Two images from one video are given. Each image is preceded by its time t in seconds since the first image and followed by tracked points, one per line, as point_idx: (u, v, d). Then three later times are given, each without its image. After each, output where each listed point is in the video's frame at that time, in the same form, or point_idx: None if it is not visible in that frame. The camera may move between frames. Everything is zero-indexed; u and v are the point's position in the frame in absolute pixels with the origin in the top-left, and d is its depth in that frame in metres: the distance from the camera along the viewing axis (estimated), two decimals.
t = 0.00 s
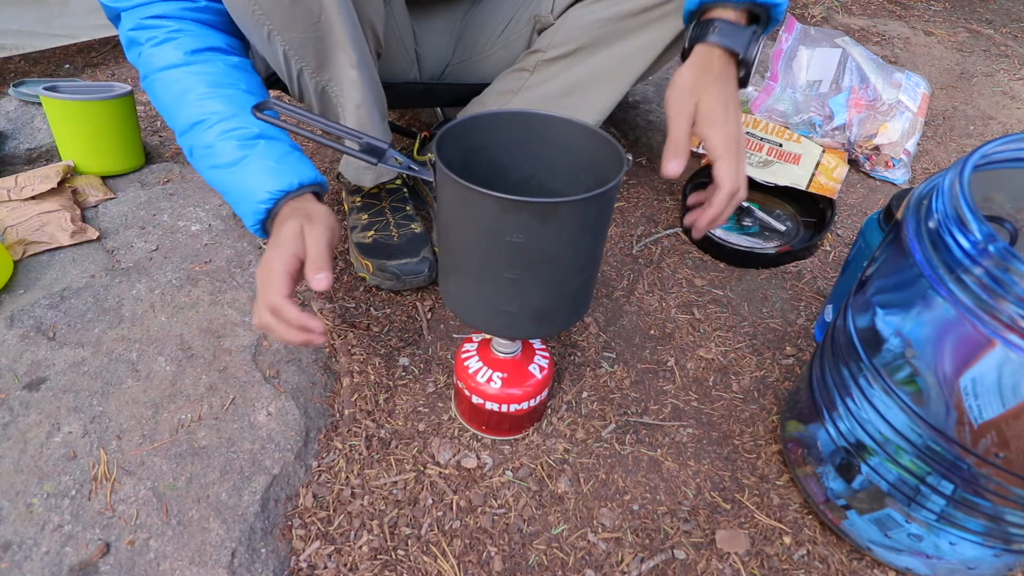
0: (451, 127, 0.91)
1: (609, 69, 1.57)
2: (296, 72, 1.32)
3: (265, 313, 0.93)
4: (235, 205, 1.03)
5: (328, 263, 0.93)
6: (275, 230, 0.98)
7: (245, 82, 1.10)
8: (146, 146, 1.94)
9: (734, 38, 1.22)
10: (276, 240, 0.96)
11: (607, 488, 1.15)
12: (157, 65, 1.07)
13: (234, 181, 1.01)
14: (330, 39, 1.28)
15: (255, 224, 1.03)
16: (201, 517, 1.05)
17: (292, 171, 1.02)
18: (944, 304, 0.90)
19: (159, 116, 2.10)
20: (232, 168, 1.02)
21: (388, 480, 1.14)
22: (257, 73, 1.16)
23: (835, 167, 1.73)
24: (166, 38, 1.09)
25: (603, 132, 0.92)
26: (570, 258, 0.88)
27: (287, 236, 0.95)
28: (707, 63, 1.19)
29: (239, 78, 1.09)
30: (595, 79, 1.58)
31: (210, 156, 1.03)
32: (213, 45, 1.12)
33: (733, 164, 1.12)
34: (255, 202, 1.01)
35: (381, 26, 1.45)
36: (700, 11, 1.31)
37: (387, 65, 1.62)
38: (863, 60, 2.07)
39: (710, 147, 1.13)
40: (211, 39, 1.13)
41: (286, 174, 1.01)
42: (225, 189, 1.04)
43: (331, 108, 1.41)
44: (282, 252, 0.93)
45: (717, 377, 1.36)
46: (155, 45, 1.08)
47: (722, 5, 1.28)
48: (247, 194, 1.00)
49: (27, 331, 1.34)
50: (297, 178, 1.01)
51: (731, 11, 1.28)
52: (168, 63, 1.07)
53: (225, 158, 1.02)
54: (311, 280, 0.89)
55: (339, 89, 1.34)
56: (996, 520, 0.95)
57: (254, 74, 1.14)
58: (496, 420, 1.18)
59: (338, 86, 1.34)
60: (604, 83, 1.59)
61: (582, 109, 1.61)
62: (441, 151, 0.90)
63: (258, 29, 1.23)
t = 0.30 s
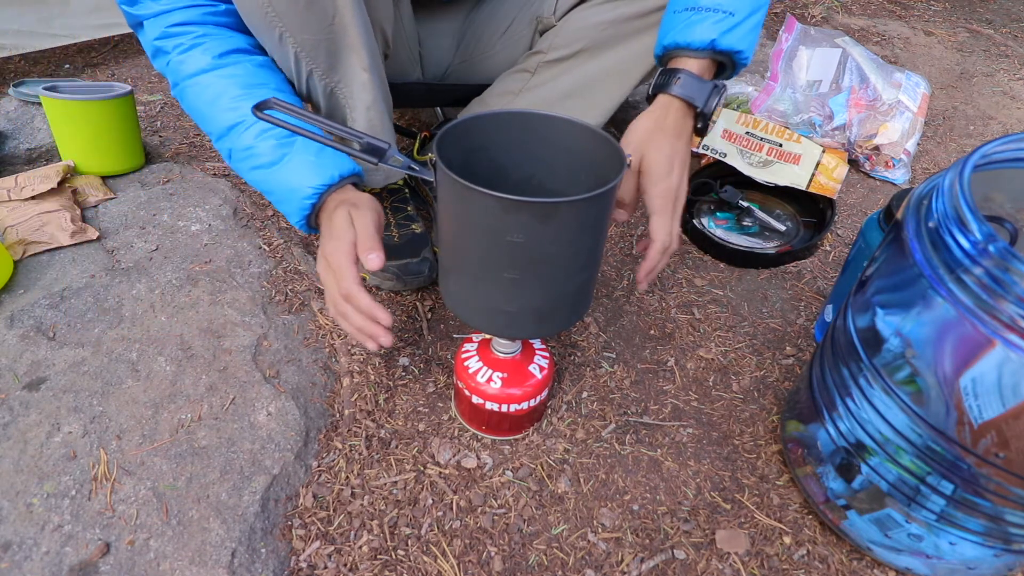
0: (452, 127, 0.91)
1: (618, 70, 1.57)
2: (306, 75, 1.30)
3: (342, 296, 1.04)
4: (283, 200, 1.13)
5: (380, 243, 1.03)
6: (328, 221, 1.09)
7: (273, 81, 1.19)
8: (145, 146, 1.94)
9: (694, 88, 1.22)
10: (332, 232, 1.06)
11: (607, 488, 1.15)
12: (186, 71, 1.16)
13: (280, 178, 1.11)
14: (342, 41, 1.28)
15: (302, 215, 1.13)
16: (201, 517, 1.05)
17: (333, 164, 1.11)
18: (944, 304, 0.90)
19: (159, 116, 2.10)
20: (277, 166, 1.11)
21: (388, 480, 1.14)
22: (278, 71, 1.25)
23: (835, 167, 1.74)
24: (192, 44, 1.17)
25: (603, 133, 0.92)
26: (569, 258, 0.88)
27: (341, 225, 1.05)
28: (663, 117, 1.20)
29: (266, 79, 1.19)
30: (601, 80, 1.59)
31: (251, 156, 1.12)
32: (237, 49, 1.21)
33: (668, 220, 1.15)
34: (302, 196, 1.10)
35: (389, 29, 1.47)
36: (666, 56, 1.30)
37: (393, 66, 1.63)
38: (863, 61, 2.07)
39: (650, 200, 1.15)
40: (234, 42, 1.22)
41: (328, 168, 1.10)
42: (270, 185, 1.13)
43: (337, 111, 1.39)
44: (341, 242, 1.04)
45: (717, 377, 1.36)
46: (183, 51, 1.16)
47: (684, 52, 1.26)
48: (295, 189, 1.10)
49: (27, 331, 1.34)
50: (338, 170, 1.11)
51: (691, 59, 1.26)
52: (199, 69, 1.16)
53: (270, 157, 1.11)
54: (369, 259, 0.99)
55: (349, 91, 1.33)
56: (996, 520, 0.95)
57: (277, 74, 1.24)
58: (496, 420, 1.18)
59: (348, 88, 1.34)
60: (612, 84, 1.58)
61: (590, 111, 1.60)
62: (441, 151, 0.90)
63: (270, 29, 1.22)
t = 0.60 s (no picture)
0: (451, 127, 0.91)
1: (619, 71, 1.56)
2: (307, 76, 1.30)
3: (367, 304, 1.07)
4: (294, 202, 1.17)
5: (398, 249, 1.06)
6: (346, 231, 1.12)
7: (280, 83, 1.22)
8: (145, 146, 1.94)
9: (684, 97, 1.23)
10: (351, 241, 1.09)
11: (607, 488, 1.15)
12: (195, 73, 1.19)
13: (292, 182, 1.15)
14: (344, 42, 1.28)
15: (313, 217, 1.18)
16: (201, 517, 1.05)
17: (344, 168, 1.15)
18: (944, 304, 0.90)
19: (159, 116, 2.10)
20: (289, 168, 1.15)
21: (388, 480, 1.14)
22: (284, 72, 1.29)
23: (835, 167, 1.74)
24: (199, 46, 1.20)
25: (603, 133, 0.92)
26: (570, 258, 0.88)
27: (360, 234, 1.08)
28: (653, 126, 1.21)
29: (274, 81, 1.22)
30: (603, 81, 1.58)
31: (262, 159, 1.16)
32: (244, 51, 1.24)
33: (654, 226, 1.15)
34: (314, 199, 1.15)
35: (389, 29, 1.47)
36: (658, 63, 1.31)
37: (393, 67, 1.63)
38: (863, 61, 2.07)
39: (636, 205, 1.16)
40: (240, 44, 1.25)
41: (340, 171, 1.14)
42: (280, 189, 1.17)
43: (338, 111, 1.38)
44: (361, 251, 1.07)
45: (717, 377, 1.36)
46: (190, 54, 1.19)
47: (675, 60, 1.26)
48: (307, 192, 1.14)
49: (27, 331, 1.34)
50: (349, 174, 1.15)
51: (682, 68, 1.27)
52: (207, 71, 1.19)
53: (282, 161, 1.15)
54: (392, 264, 1.03)
55: (350, 92, 1.32)
56: (996, 520, 0.95)
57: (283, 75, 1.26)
58: (496, 420, 1.18)
59: (350, 90, 1.33)
60: (613, 85, 1.58)
61: (593, 112, 1.60)
62: (441, 151, 0.90)
63: (272, 29, 1.23)
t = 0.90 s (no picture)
0: (451, 127, 0.91)
1: (619, 71, 1.56)
2: (307, 75, 1.29)
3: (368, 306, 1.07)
4: (294, 203, 1.17)
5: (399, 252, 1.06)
6: (347, 233, 1.12)
7: (281, 84, 1.22)
8: (145, 146, 1.94)
9: (682, 96, 1.23)
10: (352, 243, 1.09)
11: (607, 488, 1.15)
12: (195, 74, 1.19)
13: (293, 182, 1.15)
14: (344, 42, 1.28)
15: (314, 218, 1.18)
16: (201, 517, 1.05)
17: (345, 169, 1.15)
18: (944, 304, 0.90)
19: (159, 116, 2.10)
20: (290, 169, 1.15)
21: (388, 480, 1.14)
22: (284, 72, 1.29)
23: (835, 167, 1.74)
24: (200, 47, 1.20)
25: (603, 133, 0.92)
26: (569, 258, 0.88)
27: (361, 236, 1.08)
28: (652, 126, 1.21)
29: (275, 81, 1.22)
30: (603, 81, 1.58)
31: (262, 160, 1.16)
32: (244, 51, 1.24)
33: (651, 227, 1.16)
34: (315, 199, 1.15)
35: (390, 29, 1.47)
36: (656, 63, 1.31)
37: (394, 67, 1.63)
38: (863, 61, 2.07)
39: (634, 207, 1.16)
40: (240, 44, 1.25)
41: (341, 172, 1.14)
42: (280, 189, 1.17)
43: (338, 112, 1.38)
44: (363, 254, 1.06)
45: (717, 377, 1.36)
46: (190, 54, 1.19)
47: (674, 60, 1.26)
48: (308, 193, 1.14)
49: (27, 331, 1.34)
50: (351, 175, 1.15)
51: (680, 67, 1.27)
52: (208, 72, 1.19)
53: (282, 162, 1.15)
54: (391, 266, 1.02)
55: (350, 92, 1.32)
56: (996, 520, 0.95)
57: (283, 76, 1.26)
58: (496, 420, 1.18)
59: (350, 90, 1.33)
60: (613, 85, 1.58)
61: (593, 112, 1.59)
62: (441, 150, 0.90)
63: (272, 29, 1.23)
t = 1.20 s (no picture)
0: (451, 127, 0.91)
1: (619, 70, 1.56)
2: (306, 75, 1.29)
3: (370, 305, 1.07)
4: (296, 202, 1.17)
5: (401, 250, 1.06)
6: (349, 231, 1.12)
7: (281, 83, 1.22)
8: (145, 146, 1.94)
9: (680, 96, 1.23)
10: (354, 242, 1.09)
11: (607, 488, 1.15)
12: (196, 75, 1.19)
13: (294, 182, 1.15)
14: (343, 41, 1.28)
15: (315, 217, 1.18)
16: (201, 517, 1.05)
17: (346, 168, 1.15)
18: (944, 304, 0.90)
19: (159, 116, 2.10)
20: (291, 169, 1.15)
21: (388, 480, 1.14)
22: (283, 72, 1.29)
23: (835, 167, 1.74)
24: (199, 47, 1.20)
25: (603, 133, 0.92)
26: (569, 258, 0.88)
27: (363, 234, 1.08)
28: (650, 125, 1.20)
29: (275, 81, 1.22)
30: (602, 81, 1.58)
31: (263, 160, 1.16)
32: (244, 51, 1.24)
33: (646, 226, 1.17)
34: (317, 199, 1.15)
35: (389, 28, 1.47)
36: (653, 63, 1.30)
37: (393, 66, 1.63)
38: (863, 61, 2.07)
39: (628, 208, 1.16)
40: (240, 45, 1.24)
41: (342, 172, 1.15)
42: (281, 189, 1.18)
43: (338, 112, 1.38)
44: (364, 251, 1.07)
45: (717, 377, 1.36)
46: (190, 55, 1.19)
47: (671, 61, 1.26)
48: (309, 193, 1.14)
49: (27, 331, 1.34)
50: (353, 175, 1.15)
51: (677, 66, 1.27)
52: (208, 73, 1.19)
53: (284, 161, 1.16)
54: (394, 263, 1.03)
55: (350, 91, 1.32)
56: (996, 520, 0.95)
57: (284, 76, 1.26)
58: (496, 420, 1.18)
59: (350, 89, 1.33)
60: (612, 84, 1.58)
61: (592, 112, 1.59)
62: (441, 150, 0.90)
63: (270, 28, 1.23)
